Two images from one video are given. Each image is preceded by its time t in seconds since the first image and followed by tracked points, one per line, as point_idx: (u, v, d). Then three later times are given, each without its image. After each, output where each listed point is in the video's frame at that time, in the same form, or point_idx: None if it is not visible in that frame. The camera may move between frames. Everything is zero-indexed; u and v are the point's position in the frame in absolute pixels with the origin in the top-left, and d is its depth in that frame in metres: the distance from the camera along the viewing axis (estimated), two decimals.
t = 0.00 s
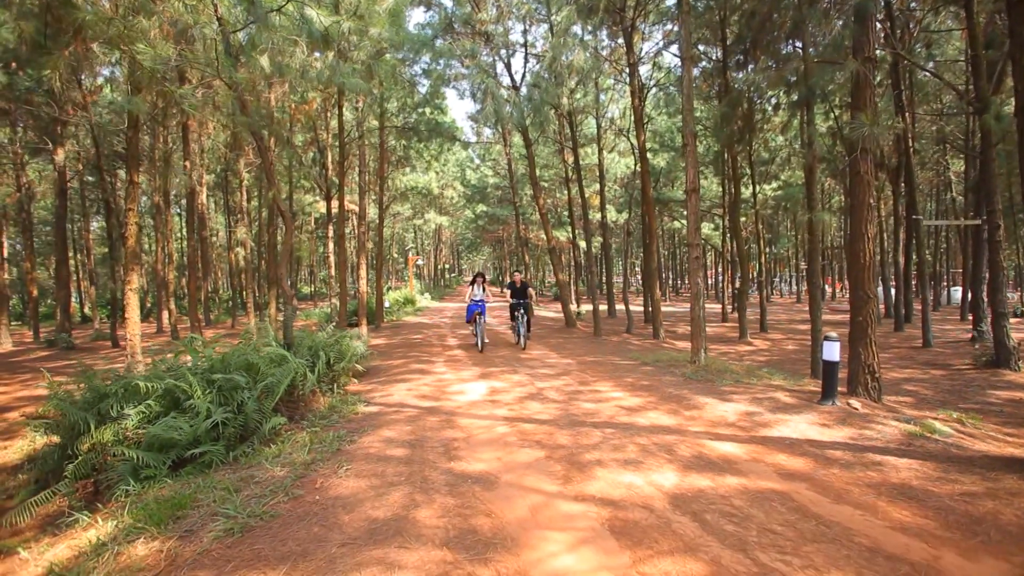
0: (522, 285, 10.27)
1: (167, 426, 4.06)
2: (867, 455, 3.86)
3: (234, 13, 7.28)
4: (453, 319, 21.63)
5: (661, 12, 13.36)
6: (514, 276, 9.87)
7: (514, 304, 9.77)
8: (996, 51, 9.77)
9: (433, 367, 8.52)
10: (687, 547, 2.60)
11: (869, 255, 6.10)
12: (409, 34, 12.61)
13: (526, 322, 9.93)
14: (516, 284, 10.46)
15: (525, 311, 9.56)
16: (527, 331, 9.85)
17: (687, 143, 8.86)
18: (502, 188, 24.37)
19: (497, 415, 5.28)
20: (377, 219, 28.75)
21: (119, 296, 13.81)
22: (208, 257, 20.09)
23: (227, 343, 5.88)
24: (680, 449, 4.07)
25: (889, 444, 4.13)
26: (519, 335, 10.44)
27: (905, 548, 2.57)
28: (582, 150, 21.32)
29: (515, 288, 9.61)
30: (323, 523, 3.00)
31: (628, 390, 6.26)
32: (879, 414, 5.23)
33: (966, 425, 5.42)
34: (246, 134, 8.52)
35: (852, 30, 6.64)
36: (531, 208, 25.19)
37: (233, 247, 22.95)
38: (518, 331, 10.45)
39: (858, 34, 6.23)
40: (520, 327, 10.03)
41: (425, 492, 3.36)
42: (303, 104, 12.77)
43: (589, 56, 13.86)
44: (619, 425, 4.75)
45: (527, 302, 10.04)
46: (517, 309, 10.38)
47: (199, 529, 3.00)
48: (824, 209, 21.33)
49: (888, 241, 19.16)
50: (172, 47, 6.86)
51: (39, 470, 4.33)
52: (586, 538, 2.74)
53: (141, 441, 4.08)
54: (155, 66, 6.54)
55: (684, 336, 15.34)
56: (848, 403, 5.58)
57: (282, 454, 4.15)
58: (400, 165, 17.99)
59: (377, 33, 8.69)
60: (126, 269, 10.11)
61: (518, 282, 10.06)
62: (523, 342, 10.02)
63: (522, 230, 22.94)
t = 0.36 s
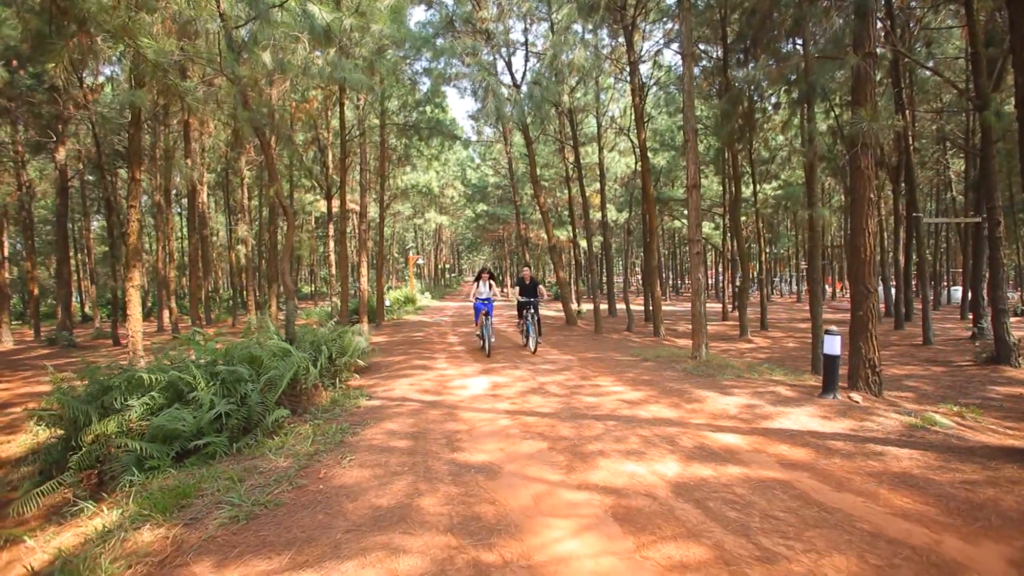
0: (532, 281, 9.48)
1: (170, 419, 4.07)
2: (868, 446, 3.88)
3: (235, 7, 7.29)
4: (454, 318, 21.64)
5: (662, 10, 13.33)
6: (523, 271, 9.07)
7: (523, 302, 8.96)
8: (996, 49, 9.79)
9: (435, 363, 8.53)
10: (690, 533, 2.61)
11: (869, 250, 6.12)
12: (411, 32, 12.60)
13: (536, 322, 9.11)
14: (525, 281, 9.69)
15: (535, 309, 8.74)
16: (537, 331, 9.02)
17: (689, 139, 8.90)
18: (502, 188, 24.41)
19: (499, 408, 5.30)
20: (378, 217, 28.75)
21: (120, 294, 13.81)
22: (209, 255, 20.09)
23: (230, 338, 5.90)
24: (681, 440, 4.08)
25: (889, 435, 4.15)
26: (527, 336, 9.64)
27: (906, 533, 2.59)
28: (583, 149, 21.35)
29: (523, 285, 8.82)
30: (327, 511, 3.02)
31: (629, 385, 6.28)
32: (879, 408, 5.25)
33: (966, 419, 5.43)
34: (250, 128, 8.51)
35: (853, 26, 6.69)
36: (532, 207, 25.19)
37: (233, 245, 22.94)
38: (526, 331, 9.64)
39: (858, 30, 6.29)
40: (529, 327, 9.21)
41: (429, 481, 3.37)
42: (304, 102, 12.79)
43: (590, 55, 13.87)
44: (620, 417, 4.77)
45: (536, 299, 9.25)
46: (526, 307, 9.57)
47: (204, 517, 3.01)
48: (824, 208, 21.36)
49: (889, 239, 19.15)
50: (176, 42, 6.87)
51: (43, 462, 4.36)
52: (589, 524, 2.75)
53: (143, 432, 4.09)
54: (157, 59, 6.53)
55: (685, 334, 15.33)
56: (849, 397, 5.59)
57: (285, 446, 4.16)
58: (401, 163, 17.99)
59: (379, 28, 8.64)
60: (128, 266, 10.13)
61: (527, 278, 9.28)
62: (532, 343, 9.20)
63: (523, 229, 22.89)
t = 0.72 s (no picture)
0: (546, 276, 8.71)
1: (177, 410, 4.10)
2: (872, 437, 3.89)
3: (239, 4, 7.15)
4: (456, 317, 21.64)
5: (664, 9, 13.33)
6: (534, 265, 8.42)
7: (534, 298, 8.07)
8: (999, 45, 9.77)
9: (438, 359, 8.55)
10: (695, 519, 2.63)
11: (872, 245, 6.12)
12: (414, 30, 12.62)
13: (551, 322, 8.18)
14: (538, 278, 8.96)
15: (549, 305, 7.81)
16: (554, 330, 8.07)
17: (691, 136, 8.90)
18: (504, 187, 24.43)
19: (503, 402, 5.31)
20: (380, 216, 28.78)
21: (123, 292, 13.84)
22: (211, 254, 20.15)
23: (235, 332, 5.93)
24: (686, 432, 4.09)
25: (892, 427, 4.16)
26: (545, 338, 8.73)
27: (910, 520, 2.60)
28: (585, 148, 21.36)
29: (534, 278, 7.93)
30: (334, 499, 3.04)
31: (633, 380, 6.29)
32: (883, 402, 5.26)
33: (970, 413, 5.44)
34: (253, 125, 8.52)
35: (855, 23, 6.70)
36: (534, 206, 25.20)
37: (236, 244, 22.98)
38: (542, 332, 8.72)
39: (861, 26, 6.31)
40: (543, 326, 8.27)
41: (434, 471, 3.40)
42: (307, 101, 12.82)
43: (592, 53, 13.87)
44: (624, 410, 4.78)
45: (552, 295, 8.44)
46: (540, 306, 8.77)
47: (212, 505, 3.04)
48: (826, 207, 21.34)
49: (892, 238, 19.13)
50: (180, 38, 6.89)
51: (50, 453, 4.39)
52: (595, 511, 2.76)
53: (150, 423, 4.13)
54: (163, 55, 6.55)
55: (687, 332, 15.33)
56: (852, 391, 5.59)
57: (291, 437, 4.18)
58: (403, 162, 18.02)
59: (382, 25, 8.65)
60: (132, 263, 10.15)
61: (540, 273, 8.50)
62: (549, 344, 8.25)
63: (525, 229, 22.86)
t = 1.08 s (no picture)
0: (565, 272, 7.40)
1: (185, 404, 4.13)
2: (879, 431, 3.88)
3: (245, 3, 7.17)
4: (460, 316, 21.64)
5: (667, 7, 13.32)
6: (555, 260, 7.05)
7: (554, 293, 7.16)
8: (1005, 42, 9.74)
9: (443, 357, 8.56)
10: (703, 509, 2.64)
11: (877, 241, 6.12)
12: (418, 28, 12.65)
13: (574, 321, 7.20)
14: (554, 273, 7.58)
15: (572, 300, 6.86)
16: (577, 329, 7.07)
17: (696, 133, 8.89)
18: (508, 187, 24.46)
19: (508, 397, 5.32)
20: (384, 216, 28.81)
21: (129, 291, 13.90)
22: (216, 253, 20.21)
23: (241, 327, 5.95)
24: (691, 425, 4.10)
25: (899, 421, 4.16)
26: (563, 342, 7.74)
27: (919, 510, 2.60)
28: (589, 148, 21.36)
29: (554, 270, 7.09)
30: (342, 490, 3.06)
31: (638, 376, 6.29)
32: (889, 397, 5.25)
33: (977, 408, 5.43)
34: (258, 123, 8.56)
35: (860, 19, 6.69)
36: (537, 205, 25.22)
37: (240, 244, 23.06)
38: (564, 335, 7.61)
39: (866, 22, 6.30)
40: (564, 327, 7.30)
41: (442, 463, 3.41)
42: (311, 100, 12.87)
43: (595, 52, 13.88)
44: (630, 405, 4.79)
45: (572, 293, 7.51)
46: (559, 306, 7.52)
47: (221, 495, 3.05)
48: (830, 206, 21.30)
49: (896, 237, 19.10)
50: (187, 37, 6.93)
51: (59, 447, 4.43)
52: (602, 502, 2.77)
53: (158, 417, 4.15)
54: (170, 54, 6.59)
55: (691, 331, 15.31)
56: (858, 387, 5.59)
57: (298, 431, 4.20)
58: (407, 161, 18.06)
59: (386, 24, 8.67)
60: (138, 261, 10.19)
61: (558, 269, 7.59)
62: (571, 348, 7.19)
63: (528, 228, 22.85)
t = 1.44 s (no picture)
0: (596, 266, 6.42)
1: (199, 397, 4.18)
2: (894, 427, 3.85)
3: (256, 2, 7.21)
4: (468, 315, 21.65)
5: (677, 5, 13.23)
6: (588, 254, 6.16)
7: (586, 290, 6.36)
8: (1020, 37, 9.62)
9: (452, 355, 8.56)
10: (718, 501, 2.62)
11: (891, 237, 6.05)
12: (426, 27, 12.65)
13: (608, 322, 6.38)
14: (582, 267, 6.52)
15: (611, 294, 6.07)
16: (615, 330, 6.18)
17: (706, 130, 8.83)
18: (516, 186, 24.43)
19: (519, 394, 5.32)
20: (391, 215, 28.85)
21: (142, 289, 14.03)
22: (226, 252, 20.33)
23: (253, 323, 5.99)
24: (704, 421, 4.08)
25: (914, 418, 4.12)
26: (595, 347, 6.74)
27: (937, 504, 2.58)
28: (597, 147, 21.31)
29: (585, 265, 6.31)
30: (356, 482, 3.07)
31: (648, 373, 6.27)
32: (903, 394, 5.20)
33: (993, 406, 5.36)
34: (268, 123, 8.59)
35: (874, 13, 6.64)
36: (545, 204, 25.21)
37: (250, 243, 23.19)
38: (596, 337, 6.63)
39: (880, 16, 6.23)
40: (598, 330, 6.44)
41: (454, 456, 3.42)
42: (320, 100, 12.94)
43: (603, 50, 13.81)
44: (641, 401, 4.78)
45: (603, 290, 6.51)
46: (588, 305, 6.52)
47: (237, 486, 3.08)
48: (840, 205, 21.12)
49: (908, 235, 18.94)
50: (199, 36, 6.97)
51: (77, 440, 4.50)
52: (616, 494, 2.77)
53: (172, 410, 4.21)
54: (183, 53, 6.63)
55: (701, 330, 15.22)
56: (872, 384, 5.53)
57: (310, 425, 4.22)
58: (415, 160, 18.08)
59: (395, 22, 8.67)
60: (150, 260, 10.25)
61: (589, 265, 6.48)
62: (607, 353, 6.32)
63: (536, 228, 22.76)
